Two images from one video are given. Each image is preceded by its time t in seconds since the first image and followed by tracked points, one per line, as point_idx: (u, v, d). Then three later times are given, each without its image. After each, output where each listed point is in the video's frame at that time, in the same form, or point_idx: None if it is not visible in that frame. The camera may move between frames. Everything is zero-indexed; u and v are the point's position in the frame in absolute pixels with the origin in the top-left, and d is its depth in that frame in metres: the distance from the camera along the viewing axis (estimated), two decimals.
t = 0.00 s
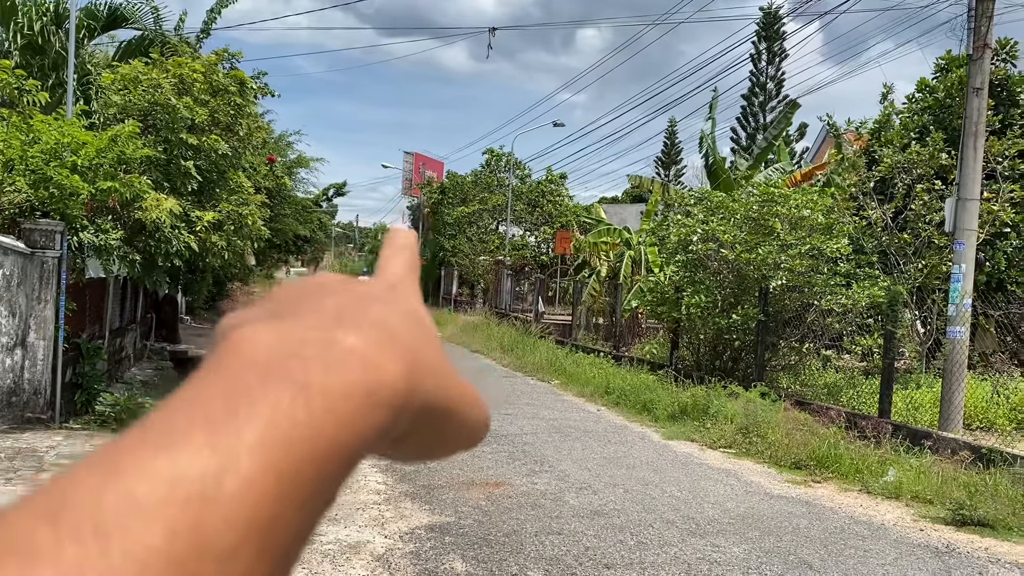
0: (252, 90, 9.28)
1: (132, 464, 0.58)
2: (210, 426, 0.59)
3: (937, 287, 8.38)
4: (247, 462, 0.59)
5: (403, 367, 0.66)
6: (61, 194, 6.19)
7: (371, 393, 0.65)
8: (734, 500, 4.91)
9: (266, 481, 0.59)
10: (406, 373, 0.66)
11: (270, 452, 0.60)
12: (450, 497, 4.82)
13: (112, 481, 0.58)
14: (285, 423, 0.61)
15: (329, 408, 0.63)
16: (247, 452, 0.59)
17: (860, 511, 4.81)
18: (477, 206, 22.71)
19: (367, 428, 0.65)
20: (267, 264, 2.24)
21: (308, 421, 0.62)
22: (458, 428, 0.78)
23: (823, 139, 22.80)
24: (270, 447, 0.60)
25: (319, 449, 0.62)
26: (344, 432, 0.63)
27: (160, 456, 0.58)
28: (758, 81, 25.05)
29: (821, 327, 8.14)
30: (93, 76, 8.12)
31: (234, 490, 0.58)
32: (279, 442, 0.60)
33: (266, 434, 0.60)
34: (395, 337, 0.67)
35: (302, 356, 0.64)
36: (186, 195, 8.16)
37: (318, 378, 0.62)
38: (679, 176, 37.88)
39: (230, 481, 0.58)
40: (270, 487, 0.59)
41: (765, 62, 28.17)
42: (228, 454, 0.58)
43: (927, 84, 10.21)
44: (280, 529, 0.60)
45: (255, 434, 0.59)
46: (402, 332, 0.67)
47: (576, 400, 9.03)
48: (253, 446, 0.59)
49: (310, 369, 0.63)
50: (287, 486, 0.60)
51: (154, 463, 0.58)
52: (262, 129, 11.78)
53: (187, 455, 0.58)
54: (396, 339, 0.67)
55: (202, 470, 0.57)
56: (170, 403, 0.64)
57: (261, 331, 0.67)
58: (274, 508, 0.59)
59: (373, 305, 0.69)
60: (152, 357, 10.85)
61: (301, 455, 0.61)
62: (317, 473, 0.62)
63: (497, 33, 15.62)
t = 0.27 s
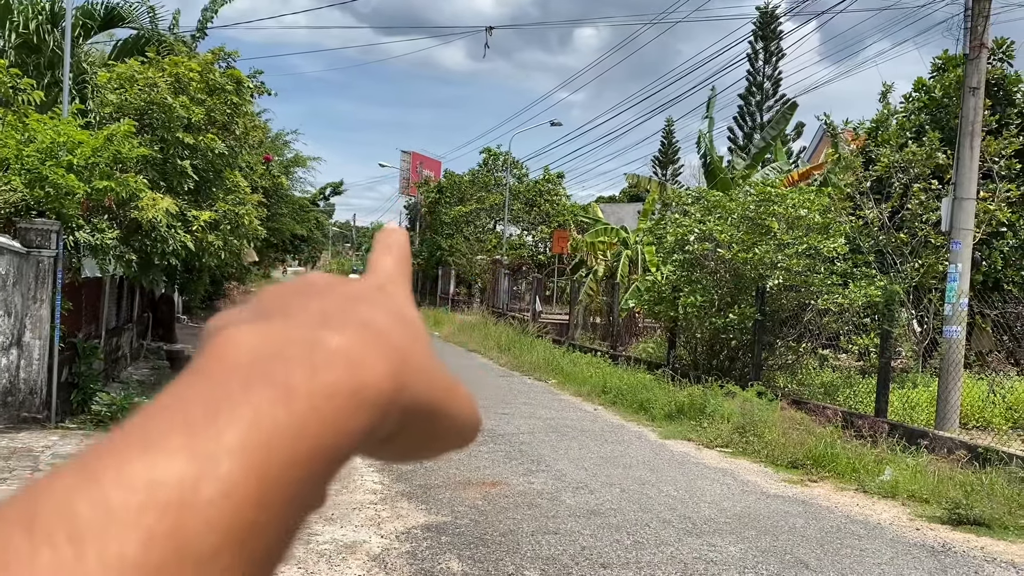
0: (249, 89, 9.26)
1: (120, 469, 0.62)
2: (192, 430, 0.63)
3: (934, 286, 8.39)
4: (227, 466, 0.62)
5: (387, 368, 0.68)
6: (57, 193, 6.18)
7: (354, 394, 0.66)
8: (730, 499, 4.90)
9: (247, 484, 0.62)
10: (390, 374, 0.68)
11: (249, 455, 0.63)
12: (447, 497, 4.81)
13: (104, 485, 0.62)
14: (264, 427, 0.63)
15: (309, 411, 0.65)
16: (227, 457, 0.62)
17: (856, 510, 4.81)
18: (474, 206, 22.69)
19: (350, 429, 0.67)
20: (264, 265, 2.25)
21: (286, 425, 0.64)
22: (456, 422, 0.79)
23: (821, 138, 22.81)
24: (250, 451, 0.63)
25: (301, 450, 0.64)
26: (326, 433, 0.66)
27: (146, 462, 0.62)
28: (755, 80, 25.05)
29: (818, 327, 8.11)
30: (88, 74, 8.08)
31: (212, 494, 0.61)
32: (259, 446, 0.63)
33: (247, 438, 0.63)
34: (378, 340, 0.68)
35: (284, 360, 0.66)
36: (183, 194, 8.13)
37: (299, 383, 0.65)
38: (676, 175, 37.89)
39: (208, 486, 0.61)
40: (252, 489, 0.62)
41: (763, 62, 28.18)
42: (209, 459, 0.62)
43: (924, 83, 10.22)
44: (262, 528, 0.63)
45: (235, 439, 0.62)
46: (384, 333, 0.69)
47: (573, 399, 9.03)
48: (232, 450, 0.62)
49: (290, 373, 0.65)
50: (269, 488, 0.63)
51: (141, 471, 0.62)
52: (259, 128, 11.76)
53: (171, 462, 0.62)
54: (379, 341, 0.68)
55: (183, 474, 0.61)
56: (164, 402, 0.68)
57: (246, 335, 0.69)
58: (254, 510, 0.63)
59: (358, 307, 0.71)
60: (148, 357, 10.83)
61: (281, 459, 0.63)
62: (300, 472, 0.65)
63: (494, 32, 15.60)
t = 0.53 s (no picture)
0: (246, 89, 9.26)
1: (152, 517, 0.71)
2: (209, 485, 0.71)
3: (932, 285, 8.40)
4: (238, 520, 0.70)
5: (386, 425, 0.74)
6: (53, 193, 6.15)
7: (355, 451, 0.73)
8: (728, 499, 4.91)
9: (258, 533, 0.71)
10: (389, 429, 0.75)
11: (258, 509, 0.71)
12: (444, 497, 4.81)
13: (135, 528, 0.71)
14: (262, 489, 0.71)
15: (312, 468, 0.72)
16: (238, 509, 0.71)
17: (854, 510, 4.82)
18: (472, 205, 22.69)
19: (350, 483, 0.74)
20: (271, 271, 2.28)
21: (284, 488, 0.72)
22: (459, 474, 0.85)
23: (818, 137, 22.84)
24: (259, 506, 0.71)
25: (305, 504, 0.72)
26: (328, 487, 0.73)
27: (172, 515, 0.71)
28: (752, 79, 25.09)
29: (815, 326, 8.16)
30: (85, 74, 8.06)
31: (214, 552, 0.70)
32: (257, 506, 0.71)
33: (256, 494, 0.71)
34: (378, 397, 0.75)
35: (291, 418, 0.73)
36: (180, 194, 8.10)
37: (299, 444, 0.72)
38: (674, 175, 37.95)
39: (210, 546, 0.70)
40: (261, 537, 0.71)
41: (760, 61, 28.22)
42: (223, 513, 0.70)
43: (922, 83, 10.23)
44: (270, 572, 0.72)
45: (235, 500, 0.71)
46: (384, 391, 0.75)
47: (571, 399, 9.03)
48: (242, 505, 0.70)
49: (295, 432, 0.72)
50: (277, 536, 0.72)
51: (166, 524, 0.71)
52: (256, 128, 11.75)
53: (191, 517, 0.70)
54: (379, 398, 0.75)
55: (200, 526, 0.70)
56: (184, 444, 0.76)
57: (250, 395, 0.76)
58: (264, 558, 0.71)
59: (361, 362, 0.77)
60: (146, 357, 10.81)
61: (279, 517, 0.71)
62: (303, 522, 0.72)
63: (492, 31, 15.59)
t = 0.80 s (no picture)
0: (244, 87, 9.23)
1: (101, 453, 0.57)
2: (176, 412, 0.57)
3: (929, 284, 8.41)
4: (215, 449, 0.56)
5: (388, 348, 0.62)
6: (51, 192, 6.12)
7: (353, 376, 0.61)
8: (725, 498, 4.91)
9: (236, 471, 0.57)
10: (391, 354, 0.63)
11: (238, 440, 0.57)
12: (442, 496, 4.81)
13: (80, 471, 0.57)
14: (254, 411, 0.58)
15: (303, 392, 0.59)
16: (214, 438, 0.57)
17: (851, 509, 4.82)
18: (470, 204, 22.70)
19: (352, 409, 0.62)
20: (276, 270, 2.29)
21: (279, 410, 0.58)
22: (453, 414, 0.73)
23: (816, 137, 22.88)
24: (239, 436, 0.57)
25: (291, 436, 0.59)
26: (319, 417, 0.60)
27: (125, 445, 0.57)
28: (750, 78, 25.11)
29: (813, 325, 8.14)
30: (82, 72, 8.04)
31: (196, 479, 0.56)
32: (249, 429, 0.57)
33: (235, 422, 0.57)
34: (378, 319, 0.63)
35: (277, 339, 0.60)
36: (177, 192, 8.08)
37: (295, 360, 0.59)
38: (672, 173, 37.98)
39: (193, 468, 0.56)
40: (240, 478, 0.57)
41: (758, 60, 28.23)
42: (194, 444, 0.56)
43: (920, 82, 10.24)
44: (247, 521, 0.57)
45: (221, 419, 0.57)
46: (385, 313, 0.63)
47: (568, 398, 9.04)
48: (220, 434, 0.56)
49: (283, 350, 0.59)
50: (257, 474, 0.58)
51: (118, 456, 0.56)
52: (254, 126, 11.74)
53: (150, 445, 0.56)
54: (380, 318, 0.63)
55: (165, 458, 0.55)
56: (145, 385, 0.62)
57: (239, 316, 0.64)
58: (238, 503, 0.57)
59: (355, 285, 0.66)
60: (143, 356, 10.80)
61: (273, 442, 0.58)
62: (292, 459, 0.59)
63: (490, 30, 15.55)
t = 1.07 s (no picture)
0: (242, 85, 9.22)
1: (136, 535, 0.70)
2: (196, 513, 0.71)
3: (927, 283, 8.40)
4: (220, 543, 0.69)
5: (380, 441, 0.74)
6: (48, 189, 6.08)
7: (346, 469, 0.73)
8: (722, 496, 4.91)
9: (243, 554, 0.70)
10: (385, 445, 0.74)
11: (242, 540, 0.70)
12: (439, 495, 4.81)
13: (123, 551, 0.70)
14: (255, 504, 0.70)
15: (298, 489, 0.71)
16: (223, 531, 0.69)
17: (849, 507, 4.82)
18: (468, 203, 22.68)
19: (344, 497, 0.74)
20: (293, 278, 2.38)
21: (278, 501, 0.71)
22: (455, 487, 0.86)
23: (815, 136, 22.87)
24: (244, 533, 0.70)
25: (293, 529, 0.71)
26: (312, 513, 0.72)
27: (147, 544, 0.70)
28: (749, 77, 25.09)
29: (811, 324, 8.16)
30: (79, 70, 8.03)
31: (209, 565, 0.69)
32: (252, 520, 0.70)
33: (235, 521, 0.70)
34: (372, 415, 0.74)
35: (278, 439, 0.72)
36: (175, 191, 8.05)
37: (292, 460, 0.71)
38: (670, 172, 37.97)
39: (207, 557, 0.69)
40: (240, 570, 0.70)
41: (756, 59, 28.22)
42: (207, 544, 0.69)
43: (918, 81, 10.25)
44: None
45: (229, 515, 0.70)
46: (377, 398, 0.74)
47: (566, 396, 9.03)
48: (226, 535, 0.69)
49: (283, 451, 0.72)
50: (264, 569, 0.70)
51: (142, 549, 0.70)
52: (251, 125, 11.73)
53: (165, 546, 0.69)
54: (373, 414, 0.74)
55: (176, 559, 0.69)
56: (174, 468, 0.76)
57: (244, 408, 0.75)
58: None
59: (358, 370, 0.76)
60: (140, 355, 10.78)
61: (274, 531, 0.71)
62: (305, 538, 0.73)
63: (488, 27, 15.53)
